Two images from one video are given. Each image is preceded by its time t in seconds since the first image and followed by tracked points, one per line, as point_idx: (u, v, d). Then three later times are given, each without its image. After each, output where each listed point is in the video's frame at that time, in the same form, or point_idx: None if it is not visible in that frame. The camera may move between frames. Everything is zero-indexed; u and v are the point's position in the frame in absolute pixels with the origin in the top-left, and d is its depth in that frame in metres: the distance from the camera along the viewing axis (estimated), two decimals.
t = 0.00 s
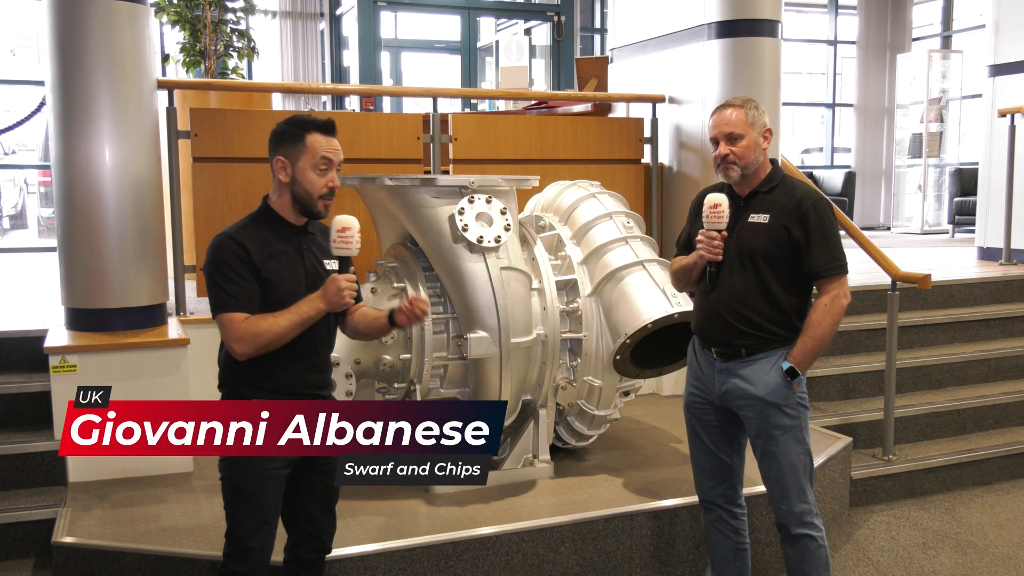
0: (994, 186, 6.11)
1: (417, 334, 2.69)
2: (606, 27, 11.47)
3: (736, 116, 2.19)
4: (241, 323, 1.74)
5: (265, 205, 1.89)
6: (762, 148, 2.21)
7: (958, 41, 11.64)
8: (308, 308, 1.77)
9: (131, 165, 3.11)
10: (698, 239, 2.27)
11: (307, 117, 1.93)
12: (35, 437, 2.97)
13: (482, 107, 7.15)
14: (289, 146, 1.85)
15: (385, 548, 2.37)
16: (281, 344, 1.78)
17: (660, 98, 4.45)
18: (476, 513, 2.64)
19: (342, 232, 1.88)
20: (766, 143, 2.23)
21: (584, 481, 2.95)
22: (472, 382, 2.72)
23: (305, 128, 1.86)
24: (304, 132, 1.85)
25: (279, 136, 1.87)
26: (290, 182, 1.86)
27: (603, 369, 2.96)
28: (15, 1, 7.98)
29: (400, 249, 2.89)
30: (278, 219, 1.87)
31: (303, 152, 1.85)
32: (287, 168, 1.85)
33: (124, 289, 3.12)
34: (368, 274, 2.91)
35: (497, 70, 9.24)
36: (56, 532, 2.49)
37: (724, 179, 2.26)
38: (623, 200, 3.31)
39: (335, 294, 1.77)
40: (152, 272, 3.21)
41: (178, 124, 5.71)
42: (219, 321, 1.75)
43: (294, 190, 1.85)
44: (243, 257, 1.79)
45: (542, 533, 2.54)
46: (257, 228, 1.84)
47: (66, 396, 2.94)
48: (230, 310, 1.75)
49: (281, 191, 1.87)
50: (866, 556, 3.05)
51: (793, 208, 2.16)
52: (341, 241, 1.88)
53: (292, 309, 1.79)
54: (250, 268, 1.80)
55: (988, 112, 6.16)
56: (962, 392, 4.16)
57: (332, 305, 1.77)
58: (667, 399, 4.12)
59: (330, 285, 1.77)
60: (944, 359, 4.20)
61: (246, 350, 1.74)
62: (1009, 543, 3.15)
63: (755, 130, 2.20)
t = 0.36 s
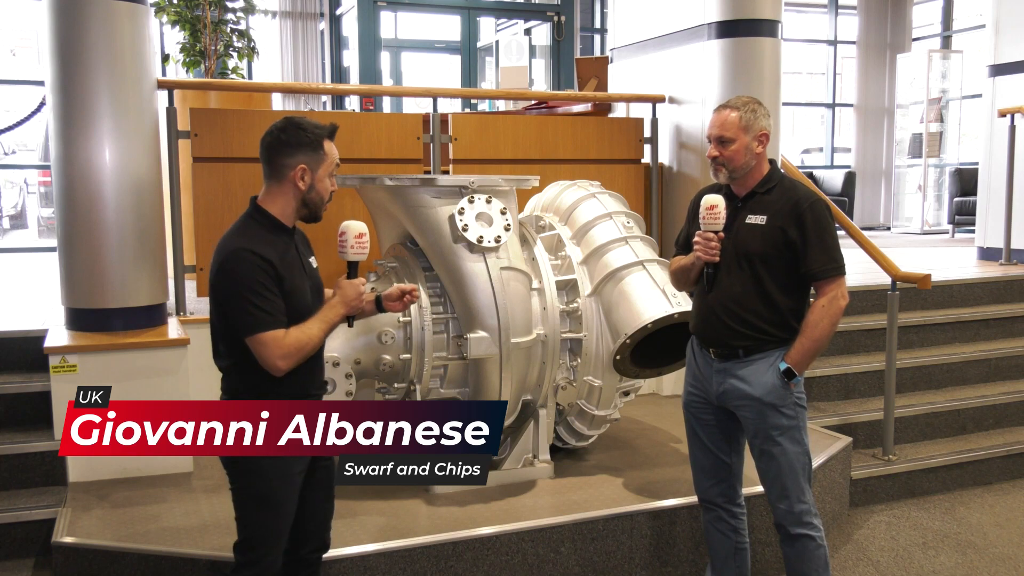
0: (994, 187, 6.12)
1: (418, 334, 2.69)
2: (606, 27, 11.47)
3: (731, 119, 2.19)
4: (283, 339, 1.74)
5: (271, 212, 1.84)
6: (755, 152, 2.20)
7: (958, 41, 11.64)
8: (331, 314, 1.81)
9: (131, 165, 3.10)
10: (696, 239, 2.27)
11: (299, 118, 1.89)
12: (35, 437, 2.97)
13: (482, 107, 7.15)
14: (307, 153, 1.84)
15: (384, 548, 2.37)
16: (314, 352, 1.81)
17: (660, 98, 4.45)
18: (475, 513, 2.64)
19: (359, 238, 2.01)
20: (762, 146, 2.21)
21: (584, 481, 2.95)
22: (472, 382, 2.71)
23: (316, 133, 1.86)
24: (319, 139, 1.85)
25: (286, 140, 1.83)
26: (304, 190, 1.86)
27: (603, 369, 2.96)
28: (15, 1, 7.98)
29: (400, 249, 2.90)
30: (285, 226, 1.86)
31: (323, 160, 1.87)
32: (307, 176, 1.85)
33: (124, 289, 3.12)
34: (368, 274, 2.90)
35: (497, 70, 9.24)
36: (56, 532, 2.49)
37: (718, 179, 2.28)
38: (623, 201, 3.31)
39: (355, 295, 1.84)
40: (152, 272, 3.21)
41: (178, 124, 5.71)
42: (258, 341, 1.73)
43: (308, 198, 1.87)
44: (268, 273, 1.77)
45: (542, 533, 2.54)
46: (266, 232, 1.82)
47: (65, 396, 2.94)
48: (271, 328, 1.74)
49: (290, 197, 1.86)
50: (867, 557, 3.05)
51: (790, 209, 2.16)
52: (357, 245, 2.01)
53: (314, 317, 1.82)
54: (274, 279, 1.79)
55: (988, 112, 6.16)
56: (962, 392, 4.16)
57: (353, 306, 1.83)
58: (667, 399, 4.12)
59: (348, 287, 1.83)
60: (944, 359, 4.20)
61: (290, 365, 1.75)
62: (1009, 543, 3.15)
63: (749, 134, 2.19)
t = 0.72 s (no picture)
0: (994, 187, 6.12)
1: (417, 334, 2.69)
2: (606, 27, 11.47)
3: (728, 122, 2.19)
4: (311, 347, 1.77)
5: (272, 217, 1.83)
6: (751, 154, 2.20)
7: (958, 41, 11.64)
8: (339, 316, 1.88)
9: (131, 165, 3.10)
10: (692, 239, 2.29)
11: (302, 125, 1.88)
12: (35, 437, 2.97)
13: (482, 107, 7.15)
14: (312, 161, 1.85)
15: (385, 548, 2.37)
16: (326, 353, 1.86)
17: (660, 98, 4.45)
18: (475, 513, 2.64)
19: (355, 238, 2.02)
20: (758, 148, 2.21)
21: (584, 481, 2.95)
22: (472, 382, 2.71)
23: (322, 142, 1.87)
24: (324, 147, 1.86)
25: (296, 148, 1.83)
26: (306, 198, 1.87)
27: (603, 369, 2.96)
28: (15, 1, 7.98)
29: (400, 250, 2.91)
30: (285, 232, 1.85)
31: (327, 171, 1.88)
32: (310, 184, 1.86)
33: (124, 289, 3.12)
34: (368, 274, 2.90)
35: (497, 70, 9.24)
36: (56, 532, 2.49)
37: (716, 181, 2.28)
38: (623, 201, 3.31)
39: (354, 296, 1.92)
40: (152, 272, 3.21)
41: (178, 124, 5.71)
42: (287, 349, 1.74)
43: (309, 206, 1.88)
44: (292, 281, 1.79)
45: (542, 533, 2.53)
46: (279, 238, 1.82)
47: (65, 396, 2.94)
48: (301, 337, 1.75)
49: (291, 203, 1.86)
50: (867, 556, 3.05)
51: (785, 211, 2.16)
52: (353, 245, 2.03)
53: (322, 321, 1.87)
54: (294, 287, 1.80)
55: (988, 112, 6.16)
56: (962, 392, 4.16)
57: (354, 305, 1.91)
58: (667, 399, 4.12)
59: (348, 287, 1.90)
60: (944, 359, 4.19)
61: (315, 372, 1.78)
62: (1009, 543, 3.15)
63: (745, 136, 2.19)
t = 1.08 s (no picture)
0: (994, 187, 6.12)
1: (418, 334, 2.69)
2: (606, 27, 11.47)
3: (726, 122, 2.18)
4: (312, 344, 1.77)
5: (275, 216, 1.83)
6: (750, 154, 2.20)
7: (958, 41, 11.64)
8: (341, 315, 1.88)
9: (131, 165, 3.10)
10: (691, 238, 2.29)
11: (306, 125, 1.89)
12: (35, 437, 2.97)
13: (482, 107, 7.15)
14: (314, 160, 1.85)
15: (384, 548, 2.37)
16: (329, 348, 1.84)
17: (660, 98, 4.45)
18: (475, 513, 2.64)
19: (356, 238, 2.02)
20: (757, 147, 2.21)
21: (584, 481, 2.95)
22: (472, 382, 2.71)
23: (325, 141, 1.87)
24: (327, 145, 1.86)
25: (298, 147, 1.83)
26: (309, 197, 1.87)
27: (603, 369, 2.96)
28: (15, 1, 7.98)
29: (400, 250, 2.91)
30: (289, 231, 1.86)
31: (330, 169, 1.88)
32: (313, 183, 1.86)
33: (124, 289, 3.12)
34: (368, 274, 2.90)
35: (497, 70, 9.23)
36: (56, 532, 2.49)
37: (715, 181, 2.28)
38: (622, 201, 3.31)
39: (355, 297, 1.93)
40: (152, 272, 3.21)
41: (178, 124, 5.71)
42: (289, 346, 1.74)
43: (312, 205, 1.88)
44: (292, 278, 1.79)
45: (542, 533, 2.54)
46: (280, 237, 1.82)
47: (65, 396, 2.94)
48: (302, 335, 1.75)
49: (294, 203, 1.86)
50: (867, 556, 3.05)
51: (784, 210, 2.16)
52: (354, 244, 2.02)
53: (324, 319, 1.87)
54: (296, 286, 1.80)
55: (988, 112, 6.17)
56: (962, 392, 4.16)
57: (354, 306, 1.92)
58: (667, 399, 4.12)
59: (349, 286, 1.92)
60: (944, 359, 4.20)
61: (316, 369, 1.78)
62: (1009, 544, 3.15)
63: (744, 136, 2.19)
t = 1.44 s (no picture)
0: (994, 187, 6.12)
1: (417, 334, 2.69)
2: (606, 27, 11.47)
3: (727, 121, 2.18)
4: (315, 343, 1.77)
5: (284, 216, 1.84)
6: (751, 153, 2.20)
7: (958, 41, 11.64)
8: (346, 315, 1.88)
9: (131, 165, 3.10)
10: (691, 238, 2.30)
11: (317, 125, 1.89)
12: (35, 437, 2.97)
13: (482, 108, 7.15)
14: (323, 161, 1.85)
15: (384, 548, 2.37)
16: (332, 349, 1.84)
17: (660, 98, 4.45)
18: (475, 513, 2.64)
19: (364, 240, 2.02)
20: (758, 147, 2.21)
21: (584, 481, 2.95)
22: (472, 382, 2.71)
23: (334, 142, 1.87)
24: (335, 146, 1.86)
25: (306, 147, 1.83)
26: (318, 197, 1.87)
27: (603, 369, 2.96)
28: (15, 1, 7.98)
29: (400, 250, 2.91)
30: (297, 230, 1.86)
31: (339, 169, 1.88)
32: (322, 184, 1.86)
33: (124, 289, 3.12)
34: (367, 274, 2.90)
35: (497, 70, 9.23)
36: (56, 532, 2.49)
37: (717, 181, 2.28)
38: (622, 201, 3.31)
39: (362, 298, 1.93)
40: (152, 272, 3.21)
41: (178, 124, 5.72)
42: (290, 345, 1.73)
43: (320, 205, 1.88)
44: (296, 278, 1.79)
45: (542, 533, 2.54)
46: (287, 236, 1.82)
47: (65, 396, 2.94)
48: (305, 333, 1.75)
49: (303, 203, 1.86)
50: (867, 556, 3.05)
51: (784, 210, 2.16)
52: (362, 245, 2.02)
53: (330, 319, 1.87)
54: (300, 285, 1.80)
55: (988, 112, 6.17)
56: (962, 392, 4.16)
57: (361, 307, 1.92)
58: (667, 399, 4.12)
59: (355, 288, 1.92)
60: (944, 359, 4.20)
61: (318, 369, 1.78)
62: (1009, 544, 3.15)
63: (745, 136, 2.18)
